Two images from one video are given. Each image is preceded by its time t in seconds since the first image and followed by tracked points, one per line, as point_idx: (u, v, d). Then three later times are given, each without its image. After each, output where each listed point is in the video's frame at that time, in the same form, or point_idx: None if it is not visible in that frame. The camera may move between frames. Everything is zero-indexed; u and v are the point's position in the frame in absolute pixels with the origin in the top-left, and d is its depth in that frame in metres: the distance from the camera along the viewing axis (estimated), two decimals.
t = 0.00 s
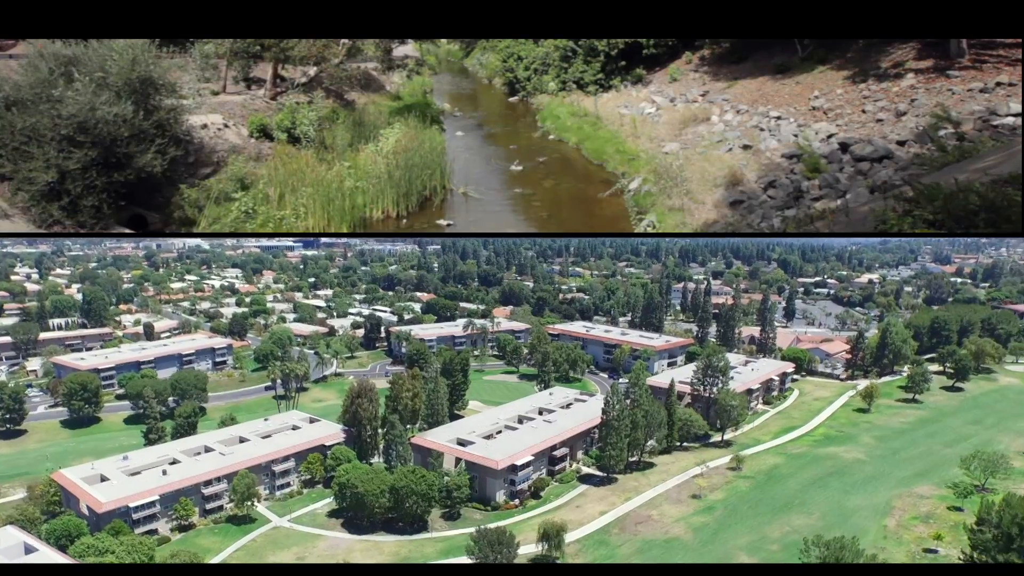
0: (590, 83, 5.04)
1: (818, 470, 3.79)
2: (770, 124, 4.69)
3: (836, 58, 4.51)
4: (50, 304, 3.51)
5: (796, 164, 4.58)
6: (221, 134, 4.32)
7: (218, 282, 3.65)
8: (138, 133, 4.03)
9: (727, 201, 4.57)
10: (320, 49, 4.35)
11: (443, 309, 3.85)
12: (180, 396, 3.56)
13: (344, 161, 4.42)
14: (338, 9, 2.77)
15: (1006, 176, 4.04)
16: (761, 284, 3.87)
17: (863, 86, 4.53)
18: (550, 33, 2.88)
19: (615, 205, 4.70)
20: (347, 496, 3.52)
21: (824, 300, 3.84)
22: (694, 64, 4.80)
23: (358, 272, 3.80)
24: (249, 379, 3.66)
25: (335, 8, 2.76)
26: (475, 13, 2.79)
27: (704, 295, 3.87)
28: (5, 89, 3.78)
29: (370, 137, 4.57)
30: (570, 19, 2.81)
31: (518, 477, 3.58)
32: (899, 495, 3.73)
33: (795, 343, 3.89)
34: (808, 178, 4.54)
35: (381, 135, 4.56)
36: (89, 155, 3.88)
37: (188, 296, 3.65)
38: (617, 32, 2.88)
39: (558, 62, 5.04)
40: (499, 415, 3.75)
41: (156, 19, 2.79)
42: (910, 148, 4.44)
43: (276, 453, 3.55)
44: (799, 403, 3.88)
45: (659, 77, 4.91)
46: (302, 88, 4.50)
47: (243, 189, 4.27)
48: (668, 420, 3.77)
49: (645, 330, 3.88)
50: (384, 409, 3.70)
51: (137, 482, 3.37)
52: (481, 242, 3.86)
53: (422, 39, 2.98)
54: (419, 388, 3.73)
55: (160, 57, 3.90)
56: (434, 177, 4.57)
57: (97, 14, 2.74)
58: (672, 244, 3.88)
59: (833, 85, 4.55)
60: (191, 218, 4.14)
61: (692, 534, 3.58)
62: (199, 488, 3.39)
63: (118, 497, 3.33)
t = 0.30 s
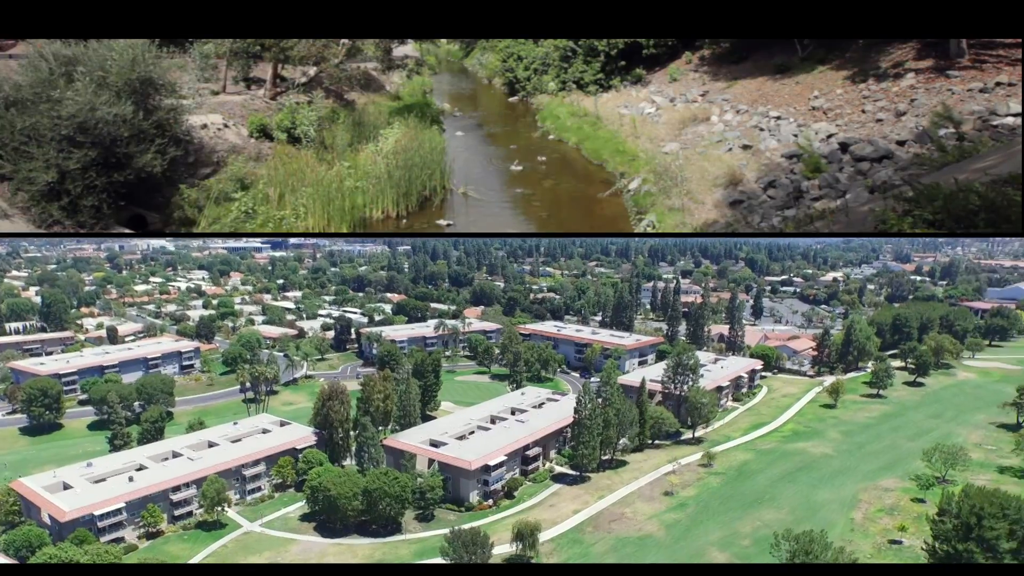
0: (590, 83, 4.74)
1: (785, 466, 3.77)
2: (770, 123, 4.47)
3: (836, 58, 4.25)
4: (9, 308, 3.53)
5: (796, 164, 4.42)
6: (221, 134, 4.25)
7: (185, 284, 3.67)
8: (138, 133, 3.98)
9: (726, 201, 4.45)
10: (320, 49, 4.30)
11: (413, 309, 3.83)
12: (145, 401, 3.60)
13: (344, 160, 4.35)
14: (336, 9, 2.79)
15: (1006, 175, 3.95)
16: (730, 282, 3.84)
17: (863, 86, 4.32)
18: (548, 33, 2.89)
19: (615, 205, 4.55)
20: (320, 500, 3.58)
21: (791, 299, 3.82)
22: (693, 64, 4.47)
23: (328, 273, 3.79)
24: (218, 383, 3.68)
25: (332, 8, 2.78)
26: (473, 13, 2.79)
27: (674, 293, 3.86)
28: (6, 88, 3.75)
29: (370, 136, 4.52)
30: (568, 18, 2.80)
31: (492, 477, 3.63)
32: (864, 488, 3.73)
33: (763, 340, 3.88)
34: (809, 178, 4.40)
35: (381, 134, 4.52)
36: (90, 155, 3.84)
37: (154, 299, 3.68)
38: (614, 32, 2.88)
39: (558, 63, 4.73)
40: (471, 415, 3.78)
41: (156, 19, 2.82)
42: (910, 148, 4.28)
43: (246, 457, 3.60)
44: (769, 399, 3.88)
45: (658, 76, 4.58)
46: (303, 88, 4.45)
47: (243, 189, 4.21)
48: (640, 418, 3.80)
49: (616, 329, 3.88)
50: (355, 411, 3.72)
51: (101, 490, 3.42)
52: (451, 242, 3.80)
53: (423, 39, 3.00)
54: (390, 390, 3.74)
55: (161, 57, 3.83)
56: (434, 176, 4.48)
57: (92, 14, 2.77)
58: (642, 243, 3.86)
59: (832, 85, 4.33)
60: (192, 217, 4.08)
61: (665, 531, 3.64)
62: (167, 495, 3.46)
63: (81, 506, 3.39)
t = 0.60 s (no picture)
0: (590, 82, 5.24)
1: (755, 463, 3.85)
2: (770, 123, 4.81)
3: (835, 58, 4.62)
4: None
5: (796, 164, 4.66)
6: (220, 134, 4.35)
7: (149, 286, 3.66)
8: (138, 133, 4.06)
9: (726, 200, 4.65)
10: (320, 49, 4.46)
11: (384, 311, 3.91)
12: (109, 407, 3.52)
13: (343, 160, 4.44)
14: (336, 10, 2.85)
15: (1005, 176, 4.13)
16: (698, 282, 3.93)
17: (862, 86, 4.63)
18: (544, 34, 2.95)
19: (615, 205, 4.81)
20: (291, 503, 3.56)
21: (758, 297, 3.92)
22: (693, 64, 4.94)
23: (296, 275, 3.83)
24: (185, 387, 3.65)
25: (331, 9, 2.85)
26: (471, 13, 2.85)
27: (643, 293, 3.94)
28: (5, 89, 3.81)
29: (370, 137, 4.63)
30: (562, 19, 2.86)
31: (465, 478, 3.63)
32: (831, 482, 3.78)
33: (732, 338, 3.94)
34: (808, 177, 4.62)
35: (381, 134, 4.63)
36: (89, 155, 3.93)
37: (117, 302, 3.62)
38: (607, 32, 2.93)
39: (558, 62, 5.25)
40: (443, 416, 3.79)
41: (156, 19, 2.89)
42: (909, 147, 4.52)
43: (216, 462, 3.57)
44: (738, 397, 3.96)
45: (658, 77, 5.07)
46: (303, 88, 4.57)
47: (242, 189, 4.30)
48: (611, 417, 3.85)
49: (586, 329, 3.96)
50: (326, 413, 3.75)
51: (63, 498, 3.32)
52: (422, 243, 3.90)
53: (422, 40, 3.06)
54: (361, 391, 3.76)
55: (161, 57, 3.91)
56: (434, 177, 4.61)
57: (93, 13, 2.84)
58: (612, 242, 3.94)
59: (831, 85, 4.67)
60: (191, 217, 4.17)
61: (638, 529, 3.66)
62: (133, 502, 3.37)
63: (41, 515, 3.28)
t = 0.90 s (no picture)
0: (590, 82, 5.54)
1: (724, 459, 3.87)
2: (770, 124, 4.95)
3: (833, 59, 4.82)
4: None
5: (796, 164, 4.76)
6: (220, 134, 4.36)
7: (111, 288, 3.68)
8: (137, 133, 4.05)
9: (726, 201, 4.73)
10: (319, 49, 4.50)
11: (354, 312, 3.87)
12: (71, 412, 3.52)
13: (343, 160, 4.43)
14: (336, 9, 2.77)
15: (1004, 176, 4.14)
16: (666, 280, 3.97)
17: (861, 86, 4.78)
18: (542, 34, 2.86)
19: (615, 205, 4.89)
20: (262, 508, 3.53)
21: (726, 296, 3.98)
22: (692, 64, 5.24)
23: (264, 276, 3.82)
24: (150, 392, 3.64)
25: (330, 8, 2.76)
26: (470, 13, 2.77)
27: (613, 292, 3.98)
28: (4, 89, 3.82)
29: (370, 137, 4.62)
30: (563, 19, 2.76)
31: (437, 480, 3.62)
32: (799, 476, 3.80)
33: (701, 336, 4.01)
34: (808, 178, 4.71)
35: (382, 135, 4.62)
36: (89, 155, 3.92)
37: (79, 306, 3.64)
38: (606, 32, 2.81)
39: (558, 62, 5.55)
40: (415, 417, 3.78)
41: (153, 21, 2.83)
42: (909, 147, 4.60)
43: (183, 467, 3.54)
44: (706, 394, 3.98)
45: (658, 77, 5.39)
46: (303, 88, 4.62)
47: (242, 189, 4.30)
48: (583, 416, 3.86)
49: (558, 328, 3.98)
50: (297, 417, 3.72)
51: (23, 508, 3.28)
52: (391, 243, 3.92)
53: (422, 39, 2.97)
54: (332, 394, 3.74)
55: (160, 57, 3.93)
56: (434, 177, 4.62)
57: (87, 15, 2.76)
58: (581, 242, 4.03)
59: (831, 84, 4.84)
60: (191, 217, 4.19)
61: (610, 526, 3.66)
62: (98, 510, 3.36)
63: None
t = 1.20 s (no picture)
0: (590, 82, 6.38)
1: (695, 456, 3.83)
2: (770, 123, 5.51)
3: (835, 58, 5.46)
4: None
5: (796, 163, 5.14)
6: (220, 133, 4.91)
7: (72, 291, 3.64)
8: (138, 133, 4.46)
9: (726, 201, 5.05)
10: (320, 49, 5.19)
11: (323, 314, 3.87)
12: (30, 419, 3.44)
13: (343, 159, 4.94)
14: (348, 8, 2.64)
15: (1003, 176, 4.25)
16: (637, 280, 3.95)
17: (861, 86, 5.30)
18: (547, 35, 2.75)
19: (614, 204, 5.29)
20: (232, 513, 3.48)
21: (695, 295, 3.96)
22: (692, 64, 6.09)
23: (231, 278, 3.81)
24: (114, 397, 3.60)
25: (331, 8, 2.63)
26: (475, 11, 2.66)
27: (584, 292, 3.97)
28: (5, 89, 4.13)
29: (369, 136, 5.24)
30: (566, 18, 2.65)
31: (410, 481, 3.60)
32: (769, 472, 3.78)
33: (671, 335, 3.99)
34: (808, 178, 5.04)
35: (381, 135, 5.23)
36: (89, 155, 4.29)
37: (38, 309, 3.60)
38: (606, 32, 2.73)
39: (559, 63, 6.47)
40: (386, 420, 3.77)
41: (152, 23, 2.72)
42: (910, 147, 4.95)
43: (149, 474, 3.48)
44: (678, 392, 3.96)
45: (657, 77, 6.22)
46: (302, 88, 5.31)
47: (242, 189, 4.74)
48: (555, 416, 3.85)
49: (528, 328, 3.98)
50: (266, 420, 3.68)
51: None
52: (360, 244, 3.90)
53: (423, 40, 2.87)
54: (302, 397, 3.72)
55: (161, 57, 4.36)
56: (435, 178, 5.13)
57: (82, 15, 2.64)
58: (551, 242, 3.97)
59: (831, 85, 5.43)
60: (191, 216, 4.61)
61: (584, 525, 3.63)
62: (60, 519, 3.30)
63: None
